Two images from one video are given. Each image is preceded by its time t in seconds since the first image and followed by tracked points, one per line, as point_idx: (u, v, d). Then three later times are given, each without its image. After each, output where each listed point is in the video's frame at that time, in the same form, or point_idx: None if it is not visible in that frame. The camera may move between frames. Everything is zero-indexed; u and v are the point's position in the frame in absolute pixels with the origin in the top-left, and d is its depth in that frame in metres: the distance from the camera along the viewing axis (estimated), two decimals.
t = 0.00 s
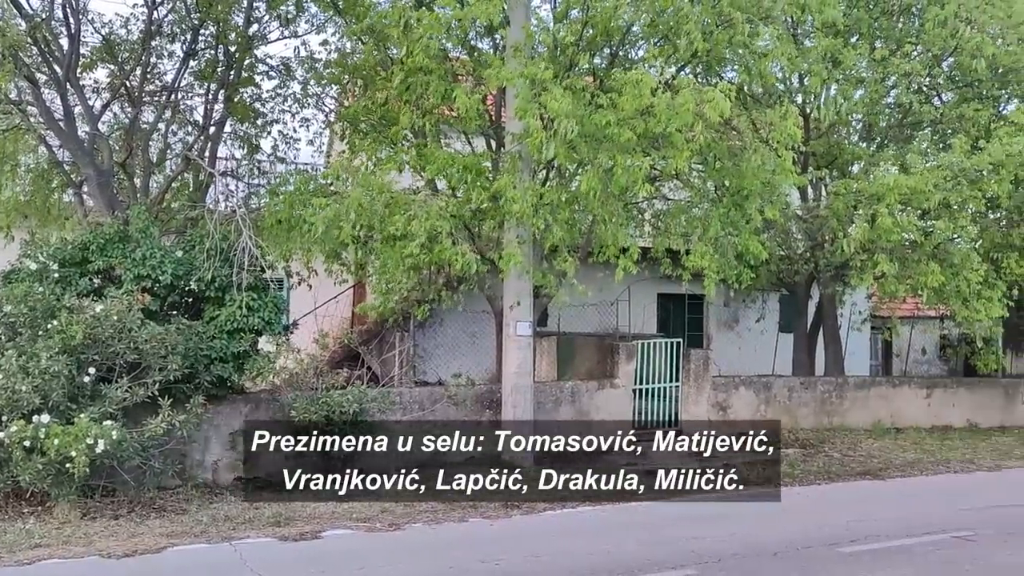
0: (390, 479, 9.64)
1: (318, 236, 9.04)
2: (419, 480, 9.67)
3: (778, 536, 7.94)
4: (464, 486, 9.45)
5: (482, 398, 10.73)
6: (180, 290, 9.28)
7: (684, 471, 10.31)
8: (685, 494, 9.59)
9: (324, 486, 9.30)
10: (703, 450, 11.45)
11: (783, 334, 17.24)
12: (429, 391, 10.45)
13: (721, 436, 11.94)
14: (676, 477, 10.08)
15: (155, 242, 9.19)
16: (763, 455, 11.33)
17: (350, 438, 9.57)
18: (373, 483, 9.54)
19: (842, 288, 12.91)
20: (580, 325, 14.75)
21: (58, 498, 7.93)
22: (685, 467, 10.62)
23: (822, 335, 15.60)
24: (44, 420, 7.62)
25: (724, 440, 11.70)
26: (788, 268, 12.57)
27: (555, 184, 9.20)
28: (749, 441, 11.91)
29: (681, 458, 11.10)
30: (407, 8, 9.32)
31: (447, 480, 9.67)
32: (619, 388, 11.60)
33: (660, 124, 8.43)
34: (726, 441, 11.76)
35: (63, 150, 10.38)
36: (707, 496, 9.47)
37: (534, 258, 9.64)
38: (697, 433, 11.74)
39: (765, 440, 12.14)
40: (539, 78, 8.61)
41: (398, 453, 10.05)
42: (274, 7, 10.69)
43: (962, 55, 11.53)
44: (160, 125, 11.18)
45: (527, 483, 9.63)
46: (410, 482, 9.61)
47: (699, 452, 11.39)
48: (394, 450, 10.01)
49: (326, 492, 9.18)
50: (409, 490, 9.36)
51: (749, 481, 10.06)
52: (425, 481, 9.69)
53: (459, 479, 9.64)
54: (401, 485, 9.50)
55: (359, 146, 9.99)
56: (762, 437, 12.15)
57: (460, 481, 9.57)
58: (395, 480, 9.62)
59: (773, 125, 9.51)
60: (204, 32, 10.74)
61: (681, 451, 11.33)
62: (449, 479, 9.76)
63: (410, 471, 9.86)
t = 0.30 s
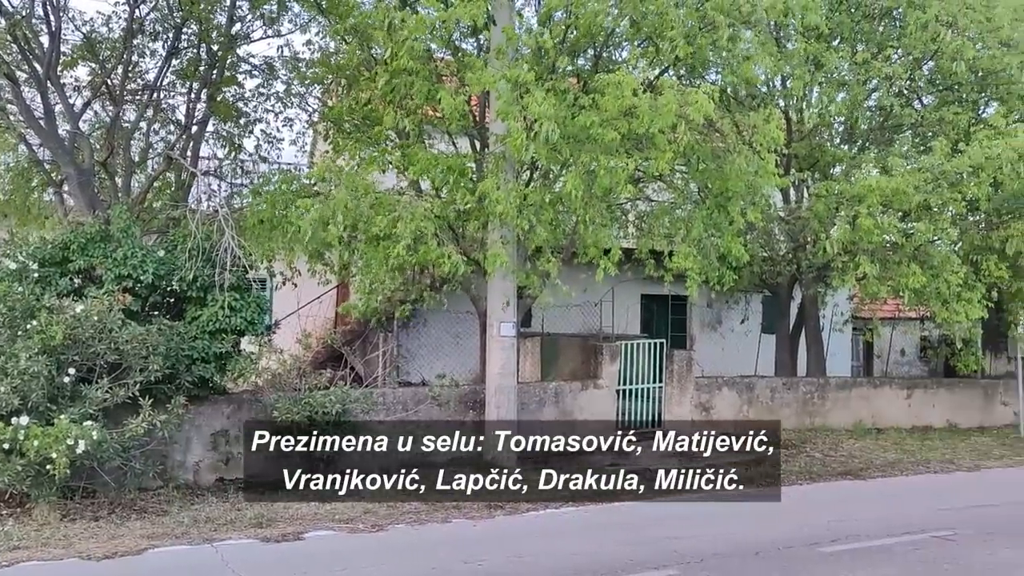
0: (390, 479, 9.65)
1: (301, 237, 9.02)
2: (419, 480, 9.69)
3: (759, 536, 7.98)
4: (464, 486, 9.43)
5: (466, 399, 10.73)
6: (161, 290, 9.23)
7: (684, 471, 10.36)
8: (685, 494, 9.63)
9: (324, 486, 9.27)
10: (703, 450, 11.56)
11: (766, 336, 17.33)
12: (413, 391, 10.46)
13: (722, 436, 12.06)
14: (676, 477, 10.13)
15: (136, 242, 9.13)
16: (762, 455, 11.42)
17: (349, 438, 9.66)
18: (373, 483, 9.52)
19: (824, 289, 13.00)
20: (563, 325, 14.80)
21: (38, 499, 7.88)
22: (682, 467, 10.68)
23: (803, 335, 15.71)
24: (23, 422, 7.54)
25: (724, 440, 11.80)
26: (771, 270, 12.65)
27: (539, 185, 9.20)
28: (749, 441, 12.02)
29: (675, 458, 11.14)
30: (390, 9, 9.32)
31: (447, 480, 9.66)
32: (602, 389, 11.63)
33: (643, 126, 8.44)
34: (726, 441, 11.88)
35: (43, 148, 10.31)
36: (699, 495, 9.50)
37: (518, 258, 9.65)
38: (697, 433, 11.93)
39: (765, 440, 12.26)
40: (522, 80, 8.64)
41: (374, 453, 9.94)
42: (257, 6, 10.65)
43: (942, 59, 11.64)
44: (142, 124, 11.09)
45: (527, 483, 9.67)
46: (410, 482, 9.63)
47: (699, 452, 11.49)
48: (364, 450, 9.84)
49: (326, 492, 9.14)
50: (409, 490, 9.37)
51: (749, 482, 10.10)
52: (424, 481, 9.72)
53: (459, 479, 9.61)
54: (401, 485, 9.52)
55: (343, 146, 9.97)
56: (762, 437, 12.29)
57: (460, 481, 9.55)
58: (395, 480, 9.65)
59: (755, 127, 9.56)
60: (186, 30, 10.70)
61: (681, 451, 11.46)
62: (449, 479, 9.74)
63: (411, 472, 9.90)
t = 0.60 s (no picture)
0: (390, 479, 9.70)
1: (284, 237, 9.00)
2: (419, 480, 9.72)
3: (742, 537, 8.02)
4: (464, 486, 9.46)
5: (450, 400, 10.70)
6: (143, 290, 9.15)
7: (684, 471, 10.43)
8: (684, 494, 9.70)
9: (324, 486, 9.38)
10: (703, 449, 11.70)
11: (749, 337, 17.41)
12: (397, 392, 10.43)
13: (721, 436, 12.28)
14: (676, 477, 10.20)
15: (118, 242, 9.06)
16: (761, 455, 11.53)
17: (350, 438, 9.92)
18: (373, 483, 9.61)
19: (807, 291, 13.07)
20: (547, 326, 14.81)
21: (16, 501, 7.78)
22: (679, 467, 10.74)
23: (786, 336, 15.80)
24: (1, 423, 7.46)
25: (724, 440, 12.02)
26: (755, 272, 12.70)
27: (524, 186, 9.20)
28: (749, 441, 12.18)
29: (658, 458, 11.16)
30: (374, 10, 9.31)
31: (447, 480, 9.65)
32: (586, 390, 11.65)
33: (627, 128, 8.46)
34: (726, 442, 12.09)
35: (23, 148, 10.32)
36: (699, 496, 9.58)
37: (503, 259, 9.65)
38: (697, 434, 12.15)
39: (765, 440, 12.39)
40: (507, 81, 8.65)
41: (365, 453, 10.03)
42: (241, 5, 10.60)
43: (924, 63, 11.74)
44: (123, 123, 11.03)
45: (527, 483, 9.77)
46: (410, 482, 9.65)
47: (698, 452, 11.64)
48: (363, 449, 10.02)
49: (326, 491, 9.24)
50: (408, 489, 9.38)
51: (749, 482, 10.17)
52: (424, 481, 9.72)
53: (460, 479, 9.62)
54: (401, 485, 9.56)
55: (326, 147, 9.95)
56: (762, 437, 12.43)
57: (460, 481, 9.56)
58: (395, 480, 9.69)
59: (738, 129, 9.61)
60: (169, 29, 10.65)
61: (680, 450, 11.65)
62: (449, 479, 9.73)
63: (413, 472, 9.95)
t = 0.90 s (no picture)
0: (390, 479, 9.71)
1: (266, 237, 8.97)
2: (419, 480, 9.70)
3: (725, 537, 8.05)
4: (464, 486, 9.48)
5: (434, 401, 10.70)
6: (124, 291, 9.10)
7: (685, 471, 10.50)
8: (683, 493, 9.75)
9: (324, 486, 9.41)
10: (702, 449, 11.99)
11: (732, 338, 17.50)
12: (380, 394, 10.43)
13: (722, 437, 12.53)
14: (676, 477, 10.26)
15: (98, 242, 9.00)
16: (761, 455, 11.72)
17: (349, 438, 10.02)
18: (374, 483, 9.65)
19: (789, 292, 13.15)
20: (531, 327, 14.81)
21: None
22: (672, 467, 10.86)
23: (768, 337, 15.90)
24: None
25: (724, 441, 12.29)
26: (738, 274, 12.77)
27: (507, 186, 9.19)
28: (749, 441, 12.41)
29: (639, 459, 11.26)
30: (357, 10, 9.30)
31: (447, 479, 9.65)
32: (569, 391, 11.67)
33: (610, 130, 8.48)
34: (726, 442, 12.33)
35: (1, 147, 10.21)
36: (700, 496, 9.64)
37: (486, 260, 9.65)
38: (697, 434, 12.39)
39: (765, 440, 12.63)
40: (490, 81, 8.65)
41: (364, 453, 10.14)
42: (223, 4, 10.56)
43: (905, 66, 11.85)
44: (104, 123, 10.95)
45: (527, 483, 9.85)
46: (410, 482, 9.65)
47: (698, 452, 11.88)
48: (363, 449, 10.13)
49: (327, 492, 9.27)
50: (408, 489, 9.40)
51: (749, 482, 10.25)
52: (425, 481, 9.72)
53: (459, 478, 9.63)
54: (401, 485, 9.57)
55: (309, 147, 9.92)
56: (762, 437, 12.65)
57: (460, 481, 9.57)
58: (395, 480, 9.71)
59: (721, 131, 9.65)
60: (151, 28, 10.60)
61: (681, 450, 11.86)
62: (449, 478, 9.73)
63: (412, 471, 9.99)
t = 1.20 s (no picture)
0: (390, 479, 9.74)
1: (246, 237, 8.94)
2: (419, 480, 9.77)
3: (707, 536, 8.09)
4: (465, 486, 9.56)
5: (416, 400, 10.81)
6: (102, 291, 9.01)
7: (684, 470, 10.56)
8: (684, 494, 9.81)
9: (325, 486, 9.38)
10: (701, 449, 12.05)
11: (712, 339, 17.58)
12: (361, 395, 10.45)
13: (722, 436, 12.62)
14: (676, 477, 10.33)
15: (76, 242, 8.92)
16: (758, 456, 11.86)
17: (349, 438, 10.04)
18: (373, 483, 9.68)
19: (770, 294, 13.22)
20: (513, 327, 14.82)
21: None
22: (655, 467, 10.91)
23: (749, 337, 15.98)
24: None
25: (724, 440, 12.36)
26: (720, 275, 12.83)
27: (490, 186, 9.17)
28: (749, 441, 12.50)
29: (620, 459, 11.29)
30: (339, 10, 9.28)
31: (448, 479, 9.69)
32: (551, 391, 11.68)
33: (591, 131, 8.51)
34: (725, 441, 12.43)
35: None
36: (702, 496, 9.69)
37: (469, 261, 9.63)
38: (698, 433, 12.55)
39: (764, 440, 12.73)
40: (472, 82, 8.65)
41: (365, 453, 10.20)
42: (204, 3, 10.50)
43: (885, 69, 11.94)
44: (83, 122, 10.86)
45: (527, 483, 9.93)
46: (410, 482, 9.70)
47: (697, 452, 12.00)
48: (364, 449, 10.19)
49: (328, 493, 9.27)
50: (409, 490, 9.43)
51: (748, 482, 10.35)
52: (425, 481, 9.77)
53: (460, 479, 9.70)
54: (401, 486, 9.61)
55: (291, 147, 9.88)
56: (762, 437, 12.76)
57: (460, 481, 9.64)
58: (395, 480, 9.74)
59: (701, 133, 9.69)
60: (131, 27, 10.53)
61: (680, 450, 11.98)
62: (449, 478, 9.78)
63: (412, 471, 10.05)
